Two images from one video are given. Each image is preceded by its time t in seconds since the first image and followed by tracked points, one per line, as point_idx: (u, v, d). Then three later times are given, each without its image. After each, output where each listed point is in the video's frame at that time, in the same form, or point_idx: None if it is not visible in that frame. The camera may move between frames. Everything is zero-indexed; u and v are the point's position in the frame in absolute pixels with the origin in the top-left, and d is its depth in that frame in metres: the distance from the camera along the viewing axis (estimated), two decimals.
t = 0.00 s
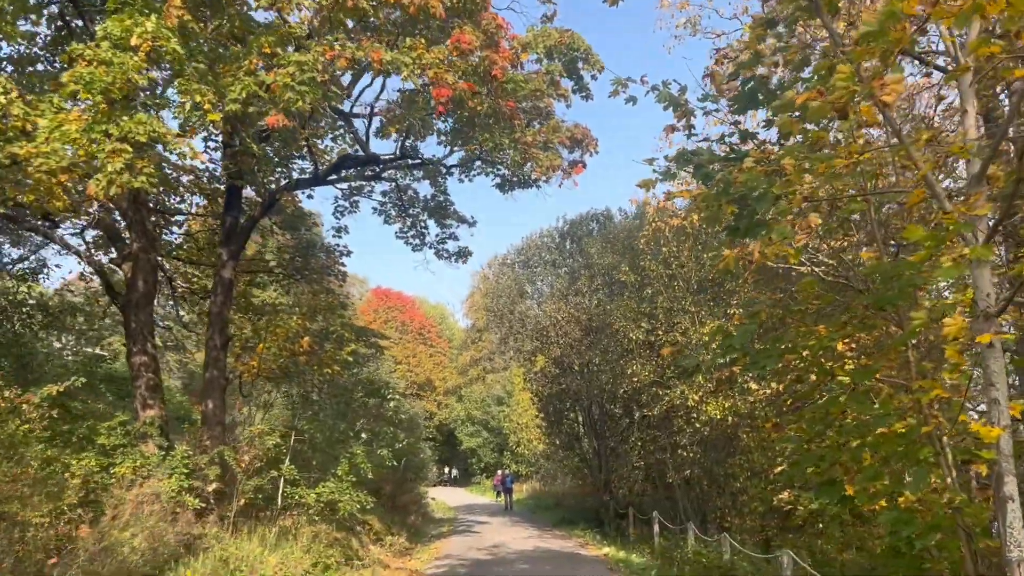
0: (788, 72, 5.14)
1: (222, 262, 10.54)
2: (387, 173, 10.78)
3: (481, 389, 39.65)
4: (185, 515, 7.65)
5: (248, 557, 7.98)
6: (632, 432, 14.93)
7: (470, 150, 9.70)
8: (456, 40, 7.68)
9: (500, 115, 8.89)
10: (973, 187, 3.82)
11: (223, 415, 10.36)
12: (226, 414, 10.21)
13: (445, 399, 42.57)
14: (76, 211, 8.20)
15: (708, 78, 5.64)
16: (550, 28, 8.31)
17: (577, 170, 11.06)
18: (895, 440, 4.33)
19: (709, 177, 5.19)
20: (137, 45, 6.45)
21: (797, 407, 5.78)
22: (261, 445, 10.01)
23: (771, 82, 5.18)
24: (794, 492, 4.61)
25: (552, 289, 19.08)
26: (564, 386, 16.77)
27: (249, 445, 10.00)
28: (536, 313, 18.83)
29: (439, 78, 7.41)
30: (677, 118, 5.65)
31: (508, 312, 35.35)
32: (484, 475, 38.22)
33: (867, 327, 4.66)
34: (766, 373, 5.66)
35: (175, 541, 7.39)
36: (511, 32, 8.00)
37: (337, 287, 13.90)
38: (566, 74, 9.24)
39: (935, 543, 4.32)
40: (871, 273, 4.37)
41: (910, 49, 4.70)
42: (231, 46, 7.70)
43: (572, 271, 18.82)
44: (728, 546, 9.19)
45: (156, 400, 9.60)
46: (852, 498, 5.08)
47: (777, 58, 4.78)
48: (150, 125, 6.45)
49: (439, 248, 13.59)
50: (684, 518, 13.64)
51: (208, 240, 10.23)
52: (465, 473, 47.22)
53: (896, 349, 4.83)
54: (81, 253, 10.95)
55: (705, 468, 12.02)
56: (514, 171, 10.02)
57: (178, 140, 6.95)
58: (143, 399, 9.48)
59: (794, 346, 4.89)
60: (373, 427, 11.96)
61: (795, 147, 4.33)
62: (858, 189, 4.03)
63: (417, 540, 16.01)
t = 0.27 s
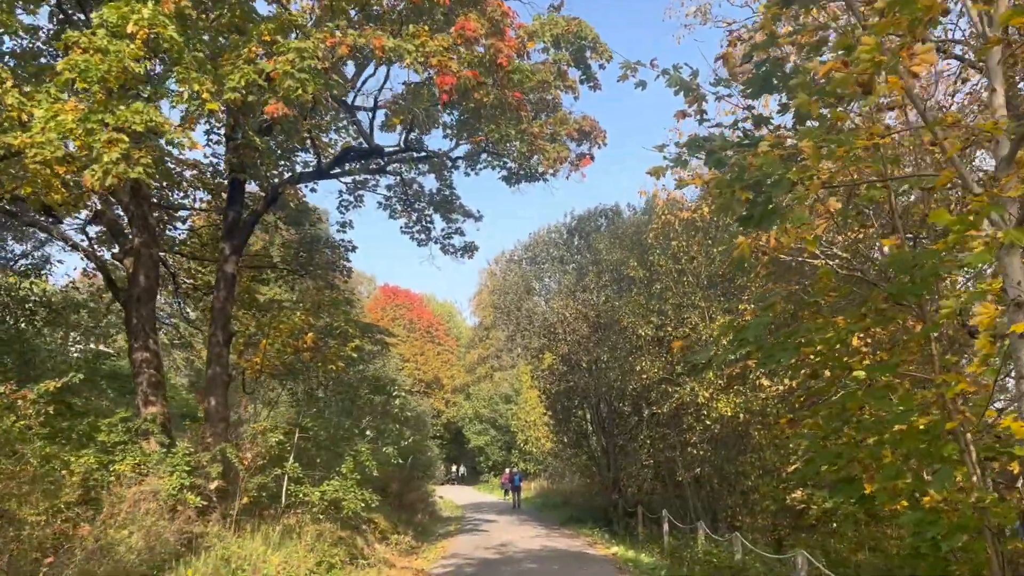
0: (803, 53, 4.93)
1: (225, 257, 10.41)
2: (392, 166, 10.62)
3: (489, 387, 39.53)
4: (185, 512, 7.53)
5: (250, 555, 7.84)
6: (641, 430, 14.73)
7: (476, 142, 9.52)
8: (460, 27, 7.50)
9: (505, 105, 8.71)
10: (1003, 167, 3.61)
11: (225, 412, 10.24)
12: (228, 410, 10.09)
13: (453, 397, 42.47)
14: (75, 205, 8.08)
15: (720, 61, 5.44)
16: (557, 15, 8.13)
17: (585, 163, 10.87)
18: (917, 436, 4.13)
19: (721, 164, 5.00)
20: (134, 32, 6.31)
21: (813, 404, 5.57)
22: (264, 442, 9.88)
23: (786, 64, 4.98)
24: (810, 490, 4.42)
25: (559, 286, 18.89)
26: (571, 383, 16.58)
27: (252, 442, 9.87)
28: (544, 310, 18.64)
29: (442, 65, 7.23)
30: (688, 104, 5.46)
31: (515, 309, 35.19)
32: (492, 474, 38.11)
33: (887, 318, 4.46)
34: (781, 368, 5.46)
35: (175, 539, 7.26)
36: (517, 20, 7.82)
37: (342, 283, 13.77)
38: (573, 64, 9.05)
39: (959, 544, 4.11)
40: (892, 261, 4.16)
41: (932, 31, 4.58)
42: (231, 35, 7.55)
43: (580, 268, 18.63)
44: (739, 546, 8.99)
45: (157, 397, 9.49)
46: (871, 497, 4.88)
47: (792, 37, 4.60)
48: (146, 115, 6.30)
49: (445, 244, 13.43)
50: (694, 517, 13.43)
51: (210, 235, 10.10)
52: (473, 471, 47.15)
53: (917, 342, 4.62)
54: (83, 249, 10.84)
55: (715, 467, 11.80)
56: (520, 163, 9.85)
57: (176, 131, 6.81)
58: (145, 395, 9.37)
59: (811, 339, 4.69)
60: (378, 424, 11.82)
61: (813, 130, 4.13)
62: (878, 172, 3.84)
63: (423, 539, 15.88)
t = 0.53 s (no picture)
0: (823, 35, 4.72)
1: (229, 254, 10.27)
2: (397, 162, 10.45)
3: (497, 387, 39.37)
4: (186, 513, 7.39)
5: (252, 557, 7.68)
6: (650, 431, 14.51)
7: (482, 136, 9.34)
8: (466, 16, 7.28)
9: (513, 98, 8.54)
10: None
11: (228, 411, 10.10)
12: (232, 410, 9.94)
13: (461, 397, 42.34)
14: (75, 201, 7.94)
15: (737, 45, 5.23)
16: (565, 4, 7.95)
17: (593, 157, 10.67)
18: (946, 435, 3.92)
19: (737, 152, 4.79)
20: (131, 20, 6.16)
21: (832, 403, 5.35)
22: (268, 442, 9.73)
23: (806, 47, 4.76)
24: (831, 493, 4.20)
25: (568, 285, 18.68)
26: (580, 383, 16.37)
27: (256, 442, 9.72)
28: (552, 309, 18.44)
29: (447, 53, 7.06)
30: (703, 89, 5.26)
31: (523, 308, 34.99)
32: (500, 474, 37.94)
33: (913, 312, 4.24)
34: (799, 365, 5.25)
35: (176, 541, 7.10)
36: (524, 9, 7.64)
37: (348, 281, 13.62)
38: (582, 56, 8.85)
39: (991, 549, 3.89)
40: (919, 251, 3.94)
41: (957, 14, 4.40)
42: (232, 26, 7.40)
43: (589, 267, 18.42)
44: (752, 549, 8.76)
45: (160, 395, 9.35)
46: (895, 500, 4.65)
47: (812, 17, 4.40)
48: (143, 106, 6.15)
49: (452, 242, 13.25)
50: (705, 519, 13.20)
51: (214, 232, 9.96)
52: (481, 471, 47.03)
53: (945, 338, 4.40)
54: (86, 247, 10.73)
55: (727, 468, 11.57)
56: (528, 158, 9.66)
57: (176, 123, 6.66)
58: (147, 394, 9.23)
59: (832, 334, 4.47)
60: (384, 424, 11.65)
61: (836, 112, 3.91)
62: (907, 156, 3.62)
63: (431, 540, 15.70)
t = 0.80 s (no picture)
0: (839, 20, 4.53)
1: (230, 254, 10.15)
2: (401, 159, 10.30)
3: (504, 387, 39.20)
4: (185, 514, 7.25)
5: (253, 560, 7.52)
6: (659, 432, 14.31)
7: (486, 132, 9.18)
8: (471, 6, 7.16)
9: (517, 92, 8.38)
10: None
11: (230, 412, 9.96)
12: (233, 411, 9.81)
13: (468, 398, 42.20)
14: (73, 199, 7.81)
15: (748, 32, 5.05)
16: None
17: (600, 154, 10.50)
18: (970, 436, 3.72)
19: (749, 142, 4.59)
20: (126, 11, 6.04)
21: (848, 404, 5.15)
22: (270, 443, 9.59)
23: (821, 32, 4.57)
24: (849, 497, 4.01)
25: (575, 284, 18.49)
26: (588, 383, 16.16)
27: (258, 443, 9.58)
28: (558, 309, 18.26)
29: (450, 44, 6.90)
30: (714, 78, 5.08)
31: (529, 308, 34.82)
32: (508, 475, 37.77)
33: (936, 307, 4.04)
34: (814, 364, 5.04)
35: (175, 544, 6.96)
36: None
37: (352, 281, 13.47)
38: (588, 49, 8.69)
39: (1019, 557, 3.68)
40: (941, 243, 3.75)
41: None
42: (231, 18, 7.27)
43: (596, 265, 18.23)
44: (763, 553, 8.55)
45: (161, 396, 9.22)
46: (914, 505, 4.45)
47: None
48: (138, 99, 6.02)
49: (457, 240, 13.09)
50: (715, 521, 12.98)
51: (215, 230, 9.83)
52: (488, 472, 46.89)
53: (968, 335, 4.20)
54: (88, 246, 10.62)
55: (737, 469, 11.36)
56: (533, 154, 9.50)
57: (172, 117, 6.52)
58: (148, 395, 9.10)
59: (850, 331, 4.27)
60: (388, 425, 11.50)
61: (853, 97, 3.73)
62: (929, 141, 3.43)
63: (437, 542, 15.53)
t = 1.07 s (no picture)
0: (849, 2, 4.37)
1: (230, 253, 10.02)
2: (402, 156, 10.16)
3: (511, 390, 38.99)
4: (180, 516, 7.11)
5: (252, 564, 7.35)
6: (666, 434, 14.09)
7: (488, 127, 9.05)
8: None
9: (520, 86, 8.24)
10: None
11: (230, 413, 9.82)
12: (233, 412, 9.67)
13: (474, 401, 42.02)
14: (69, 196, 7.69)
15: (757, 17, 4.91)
16: None
17: (606, 150, 10.35)
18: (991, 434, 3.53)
19: (757, 130, 4.42)
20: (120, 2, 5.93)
21: (862, 403, 4.95)
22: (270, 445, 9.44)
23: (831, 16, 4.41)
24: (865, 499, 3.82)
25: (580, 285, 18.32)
26: (594, 385, 15.97)
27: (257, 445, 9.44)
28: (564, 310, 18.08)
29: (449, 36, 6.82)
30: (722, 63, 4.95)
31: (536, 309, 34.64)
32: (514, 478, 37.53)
33: (953, 299, 3.85)
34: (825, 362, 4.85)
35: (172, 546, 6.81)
36: None
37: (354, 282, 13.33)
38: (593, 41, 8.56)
39: None
40: (960, 230, 3.57)
41: None
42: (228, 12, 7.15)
43: (601, 266, 18.04)
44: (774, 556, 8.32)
45: (159, 397, 9.08)
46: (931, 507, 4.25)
47: None
48: (130, 90, 5.88)
49: (460, 240, 12.94)
50: (723, 525, 12.75)
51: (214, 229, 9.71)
52: (495, 475, 46.66)
53: (987, 329, 4.01)
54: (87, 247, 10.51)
55: (746, 472, 11.14)
56: (537, 150, 9.34)
57: (167, 110, 6.39)
58: (146, 396, 8.97)
59: (864, 326, 4.08)
60: (391, 426, 11.33)
61: (866, 77, 3.55)
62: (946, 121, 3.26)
63: (442, 546, 15.34)
